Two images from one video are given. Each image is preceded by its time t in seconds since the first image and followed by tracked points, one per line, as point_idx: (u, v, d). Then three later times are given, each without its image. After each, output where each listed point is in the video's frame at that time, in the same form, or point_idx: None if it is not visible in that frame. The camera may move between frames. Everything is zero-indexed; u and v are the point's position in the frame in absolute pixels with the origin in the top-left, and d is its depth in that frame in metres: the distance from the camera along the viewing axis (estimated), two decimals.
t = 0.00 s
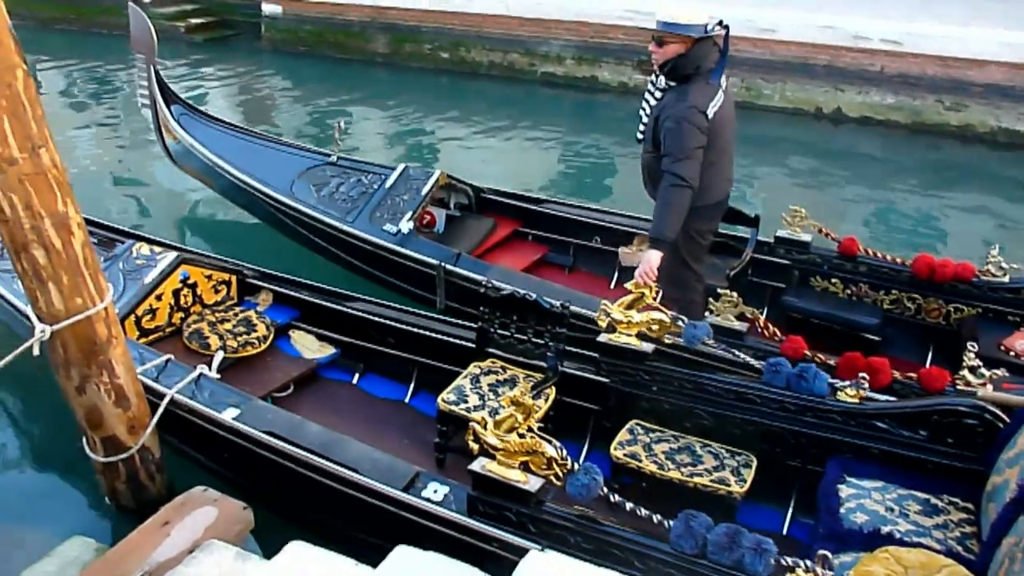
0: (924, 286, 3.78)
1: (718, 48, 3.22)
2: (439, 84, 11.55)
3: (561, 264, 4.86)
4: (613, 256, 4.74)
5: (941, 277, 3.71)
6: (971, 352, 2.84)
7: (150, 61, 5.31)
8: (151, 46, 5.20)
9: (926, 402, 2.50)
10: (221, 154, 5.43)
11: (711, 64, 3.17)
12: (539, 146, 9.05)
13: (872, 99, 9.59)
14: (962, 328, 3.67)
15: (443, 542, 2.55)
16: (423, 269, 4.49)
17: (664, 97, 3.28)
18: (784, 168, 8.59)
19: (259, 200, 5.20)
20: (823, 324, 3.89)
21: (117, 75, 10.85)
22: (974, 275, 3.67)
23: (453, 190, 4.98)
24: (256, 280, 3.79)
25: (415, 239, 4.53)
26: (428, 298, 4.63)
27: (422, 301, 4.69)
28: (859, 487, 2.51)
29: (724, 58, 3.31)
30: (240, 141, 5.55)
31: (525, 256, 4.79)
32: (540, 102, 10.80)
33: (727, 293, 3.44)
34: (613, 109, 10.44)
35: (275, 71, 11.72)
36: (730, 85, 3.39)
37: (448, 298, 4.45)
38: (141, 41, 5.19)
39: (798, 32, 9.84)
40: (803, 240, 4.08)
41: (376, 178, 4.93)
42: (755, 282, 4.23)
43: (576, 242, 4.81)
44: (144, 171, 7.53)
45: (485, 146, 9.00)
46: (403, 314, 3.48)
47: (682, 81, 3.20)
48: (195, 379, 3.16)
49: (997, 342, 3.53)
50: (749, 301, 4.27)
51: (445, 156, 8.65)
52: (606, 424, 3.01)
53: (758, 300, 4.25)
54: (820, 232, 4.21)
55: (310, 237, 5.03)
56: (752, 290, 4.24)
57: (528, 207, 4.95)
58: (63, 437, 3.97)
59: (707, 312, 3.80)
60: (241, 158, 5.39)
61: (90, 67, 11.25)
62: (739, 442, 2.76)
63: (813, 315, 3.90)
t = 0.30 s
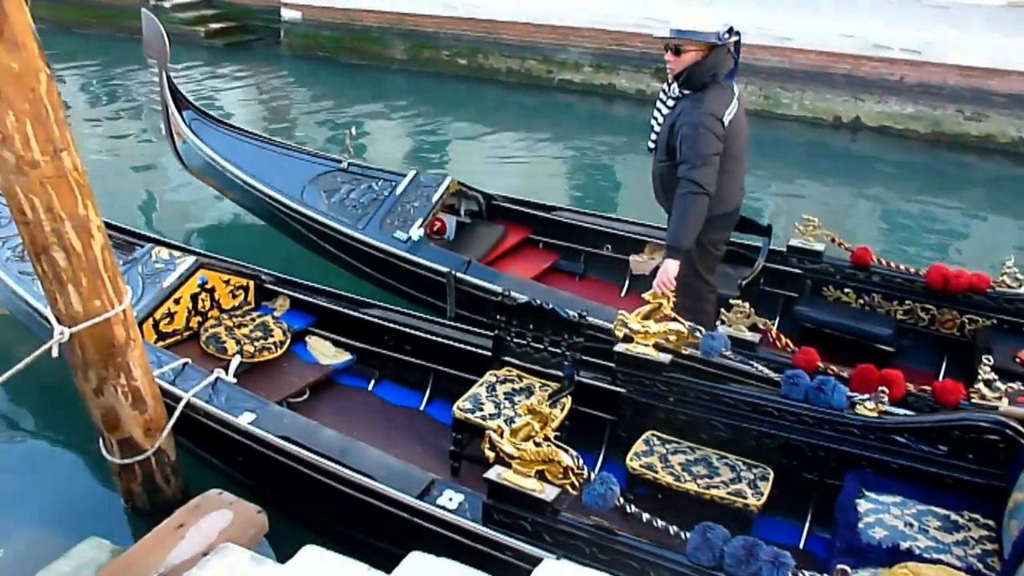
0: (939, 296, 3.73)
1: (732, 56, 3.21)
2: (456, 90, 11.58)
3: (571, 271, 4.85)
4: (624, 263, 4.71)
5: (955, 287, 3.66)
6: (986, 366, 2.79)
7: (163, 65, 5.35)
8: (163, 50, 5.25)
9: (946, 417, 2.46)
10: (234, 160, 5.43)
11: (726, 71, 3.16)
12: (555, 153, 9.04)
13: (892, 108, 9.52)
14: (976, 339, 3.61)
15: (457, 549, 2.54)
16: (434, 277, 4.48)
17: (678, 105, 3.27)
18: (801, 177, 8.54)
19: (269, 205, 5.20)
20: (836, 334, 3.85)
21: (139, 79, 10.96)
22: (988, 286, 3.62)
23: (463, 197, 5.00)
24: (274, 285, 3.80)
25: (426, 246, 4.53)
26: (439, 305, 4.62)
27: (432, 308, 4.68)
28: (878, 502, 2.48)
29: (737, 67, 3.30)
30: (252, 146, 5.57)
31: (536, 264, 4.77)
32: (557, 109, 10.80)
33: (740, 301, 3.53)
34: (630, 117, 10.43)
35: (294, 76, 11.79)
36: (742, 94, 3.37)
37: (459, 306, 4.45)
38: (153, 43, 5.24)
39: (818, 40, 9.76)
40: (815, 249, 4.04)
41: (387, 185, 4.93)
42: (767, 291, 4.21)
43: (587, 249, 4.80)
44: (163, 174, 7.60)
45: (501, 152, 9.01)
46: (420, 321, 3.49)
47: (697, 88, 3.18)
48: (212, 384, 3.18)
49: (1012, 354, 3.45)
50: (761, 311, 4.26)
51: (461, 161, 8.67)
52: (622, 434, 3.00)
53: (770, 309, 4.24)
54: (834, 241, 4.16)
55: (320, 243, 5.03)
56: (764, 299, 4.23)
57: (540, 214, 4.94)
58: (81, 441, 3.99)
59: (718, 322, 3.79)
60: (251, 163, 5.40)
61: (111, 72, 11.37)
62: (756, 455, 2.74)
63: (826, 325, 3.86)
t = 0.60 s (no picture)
0: (952, 304, 3.69)
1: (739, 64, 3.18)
2: (471, 99, 11.62)
3: (581, 280, 4.84)
4: (634, 272, 4.68)
5: (969, 296, 3.63)
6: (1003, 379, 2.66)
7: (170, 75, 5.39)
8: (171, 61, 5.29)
9: (966, 432, 2.42)
10: (242, 171, 5.44)
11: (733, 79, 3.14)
12: (569, 161, 9.03)
13: (908, 116, 9.46)
14: (991, 348, 3.57)
15: (471, 560, 2.54)
16: (443, 287, 4.47)
17: (685, 114, 3.26)
18: (817, 186, 8.50)
19: (277, 215, 5.21)
20: (849, 343, 3.80)
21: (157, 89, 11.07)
22: (1002, 294, 3.60)
23: (472, 206, 4.99)
24: (289, 295, 3.83)
25: (435, 257, 4.53)
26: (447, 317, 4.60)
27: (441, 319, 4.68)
28: (896, 517, 2.46)
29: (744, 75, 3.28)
30: (261, 156, 5.59)
31: (546, 273, 4.77)
32: (571, 117, 10.81)
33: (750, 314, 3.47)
34: (644, 125, 10.43)
35: (309, 85, 11.87)
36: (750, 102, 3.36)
37: (469, 317, 4.44)
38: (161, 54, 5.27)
39: (836, 48, 9.76)
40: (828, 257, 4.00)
41: (395, 196, 4.93)
42: (779, 300, 4.16)
43: (596, 257, 4.77)
44: (180, 182, 7.67)
45: (515, 161, 9.02)
46: (432, 331, 3.49)
47: (703, 98, 3.17)
48: (228, 392, 3.19)
49: None
50: (772, 322, 4.21)
51: (475, 170, 8.69)
52: (636, 446, 2.99)
53: (781, 320, 4.19)
54: (846, 249, 4.13)
55: (328, 253, 5.04)
56: (776, 309, 4.18)
57: (549, 223, 4.93)
58: (98, 448, 4.01)
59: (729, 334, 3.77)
60: (259, 173, 5.42)
61: (130, 81, 11.50)
62: (772, 468, 2.72)
63: (838, 334, 3.81)
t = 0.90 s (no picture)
0: (966, 313, 3.65)
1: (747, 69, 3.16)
2: (486, 104, 11.65)
3: (591, 286, 4.82)
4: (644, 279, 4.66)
5: (983, 305, 3.58)
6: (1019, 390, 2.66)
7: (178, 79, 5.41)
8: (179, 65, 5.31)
9: (985, 445, 2.38)
10: (250, 175, 5.43)
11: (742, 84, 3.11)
12: (584, 166, 9.03)
13: (926, 123, 9.39)
14: (1005, 357, 3.52)
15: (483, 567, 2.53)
16: (452, 293, 4.47)
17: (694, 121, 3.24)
18: (833, 192, 8.45)
19: (285, 220, 5.22)
20: (861, 352, 3.76)
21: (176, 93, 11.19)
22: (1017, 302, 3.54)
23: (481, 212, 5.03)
24: (304, 298, 3.82)
25: (444, 263, 4.53)
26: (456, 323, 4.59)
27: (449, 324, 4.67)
28: (914, 531, 2.42)
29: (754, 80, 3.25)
30: (267, 160, 5.58)
31: (552, 280, 4.76)
32: (586, 122, 10.81)
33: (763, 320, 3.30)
34: (660, 130, 10.42)
35: (326, 89, 11.94)
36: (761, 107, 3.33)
37: (478, 323, 4.43)
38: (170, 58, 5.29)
39: (852, 54, 9.62)
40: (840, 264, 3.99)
41: (404, 201, 4.96)
42: (790, 307, 4.13)
43: (606, 264, 4.75)
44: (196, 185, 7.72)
45: (529, 166, 9.03)
46: (444, 337, 3.49)
47: (712, 104, 3.15)
48: (241, 394, 3.19)
49: None
50: (784, 330, 4.18)
51: (489, 174, 8.71)
52: (650, 455, 2.97)
53: (793, 328, 4.15)
54: (859, 257, 4.09)
55: (335, 258, 5.04)
56: (788, 317, 4.14)
57: (558, 229, 4.92)
58: (114, 450, 4.02)
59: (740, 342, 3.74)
60: (267, 176, 5.43)
61: (148, 84, 11.61)
62: (788, 480, 2.70)
63: (850, 342, 3.77)
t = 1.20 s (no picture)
0: (981, 326, 3.60)
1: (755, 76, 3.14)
2: (505, 109, 11.67)
3: (601, 295, 4.81)
4: (655, 288, 4.64)
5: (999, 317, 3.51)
6: None
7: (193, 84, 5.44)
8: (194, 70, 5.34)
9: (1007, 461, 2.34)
10: (262, 180, 5.45)
11: (750, 91, 3.10)
12: (600, 172, 9.01)
13: (947, 132, 9.29)
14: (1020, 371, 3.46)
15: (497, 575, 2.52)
16: (463, 298, 4.46)
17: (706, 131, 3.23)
18: (852, 200, 8.39)
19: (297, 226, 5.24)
20: (875, 364, 3.73)
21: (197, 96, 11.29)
22: None
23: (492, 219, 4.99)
24: (321, 303, 3.83)
25: (455, 269, 4.52)
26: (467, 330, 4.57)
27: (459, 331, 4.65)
28: (933, 547, 2.39)
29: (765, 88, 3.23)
30: (280, 165, 5.60)
31: (562, 287, 4.74)
32: (604, 128, 10.80)
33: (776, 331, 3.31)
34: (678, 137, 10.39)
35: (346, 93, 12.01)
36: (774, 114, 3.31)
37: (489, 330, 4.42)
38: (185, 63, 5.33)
39: (872, 62, 9.55)
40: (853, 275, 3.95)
41: (416, 206, 4.94)
42: (803, 318, 4.10)
43: (617, 273, 4.74)
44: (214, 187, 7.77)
45: (546, 170, 9.02)
46: (459, 343, 3.49)
47: (723, 113, 3.14)
48: (258, 397, 3.21)
49: None
50: (797, 340, 4.15)
51: (505, 179, 8.71)
52: (666, 465, 2.95)
53: (805, 338, 4.13)
54: (873, 268, 4.06)
55: (346, 264, 5.05)
56: (801, 327, 4.12)
57: (569, 237, 4.91)
58: (131, 450, 4.04)
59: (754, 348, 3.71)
60: (279, 182, 5.44)
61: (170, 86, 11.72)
62: (806, 492, 2.67)
63: (863, 354, 3.74)
